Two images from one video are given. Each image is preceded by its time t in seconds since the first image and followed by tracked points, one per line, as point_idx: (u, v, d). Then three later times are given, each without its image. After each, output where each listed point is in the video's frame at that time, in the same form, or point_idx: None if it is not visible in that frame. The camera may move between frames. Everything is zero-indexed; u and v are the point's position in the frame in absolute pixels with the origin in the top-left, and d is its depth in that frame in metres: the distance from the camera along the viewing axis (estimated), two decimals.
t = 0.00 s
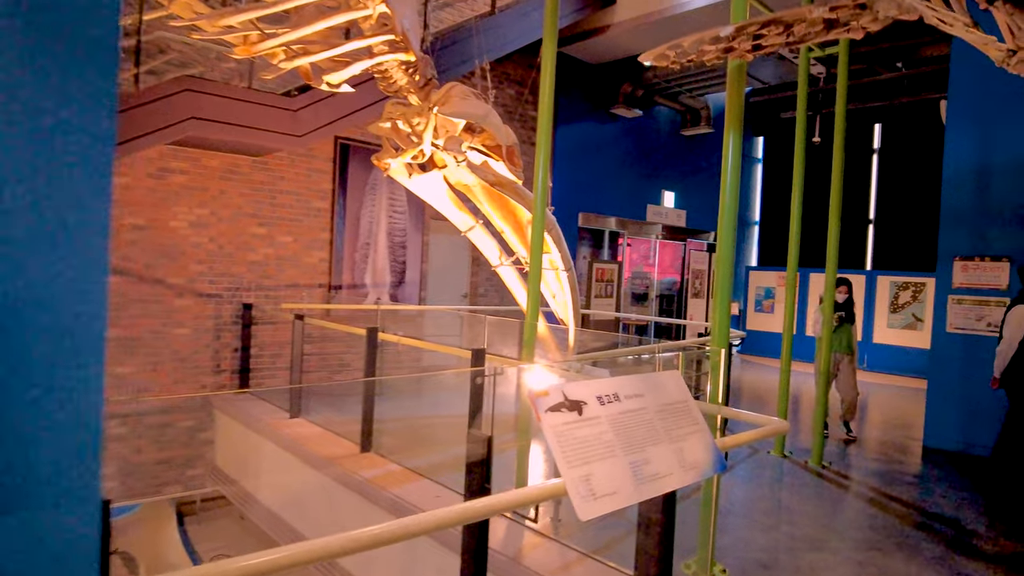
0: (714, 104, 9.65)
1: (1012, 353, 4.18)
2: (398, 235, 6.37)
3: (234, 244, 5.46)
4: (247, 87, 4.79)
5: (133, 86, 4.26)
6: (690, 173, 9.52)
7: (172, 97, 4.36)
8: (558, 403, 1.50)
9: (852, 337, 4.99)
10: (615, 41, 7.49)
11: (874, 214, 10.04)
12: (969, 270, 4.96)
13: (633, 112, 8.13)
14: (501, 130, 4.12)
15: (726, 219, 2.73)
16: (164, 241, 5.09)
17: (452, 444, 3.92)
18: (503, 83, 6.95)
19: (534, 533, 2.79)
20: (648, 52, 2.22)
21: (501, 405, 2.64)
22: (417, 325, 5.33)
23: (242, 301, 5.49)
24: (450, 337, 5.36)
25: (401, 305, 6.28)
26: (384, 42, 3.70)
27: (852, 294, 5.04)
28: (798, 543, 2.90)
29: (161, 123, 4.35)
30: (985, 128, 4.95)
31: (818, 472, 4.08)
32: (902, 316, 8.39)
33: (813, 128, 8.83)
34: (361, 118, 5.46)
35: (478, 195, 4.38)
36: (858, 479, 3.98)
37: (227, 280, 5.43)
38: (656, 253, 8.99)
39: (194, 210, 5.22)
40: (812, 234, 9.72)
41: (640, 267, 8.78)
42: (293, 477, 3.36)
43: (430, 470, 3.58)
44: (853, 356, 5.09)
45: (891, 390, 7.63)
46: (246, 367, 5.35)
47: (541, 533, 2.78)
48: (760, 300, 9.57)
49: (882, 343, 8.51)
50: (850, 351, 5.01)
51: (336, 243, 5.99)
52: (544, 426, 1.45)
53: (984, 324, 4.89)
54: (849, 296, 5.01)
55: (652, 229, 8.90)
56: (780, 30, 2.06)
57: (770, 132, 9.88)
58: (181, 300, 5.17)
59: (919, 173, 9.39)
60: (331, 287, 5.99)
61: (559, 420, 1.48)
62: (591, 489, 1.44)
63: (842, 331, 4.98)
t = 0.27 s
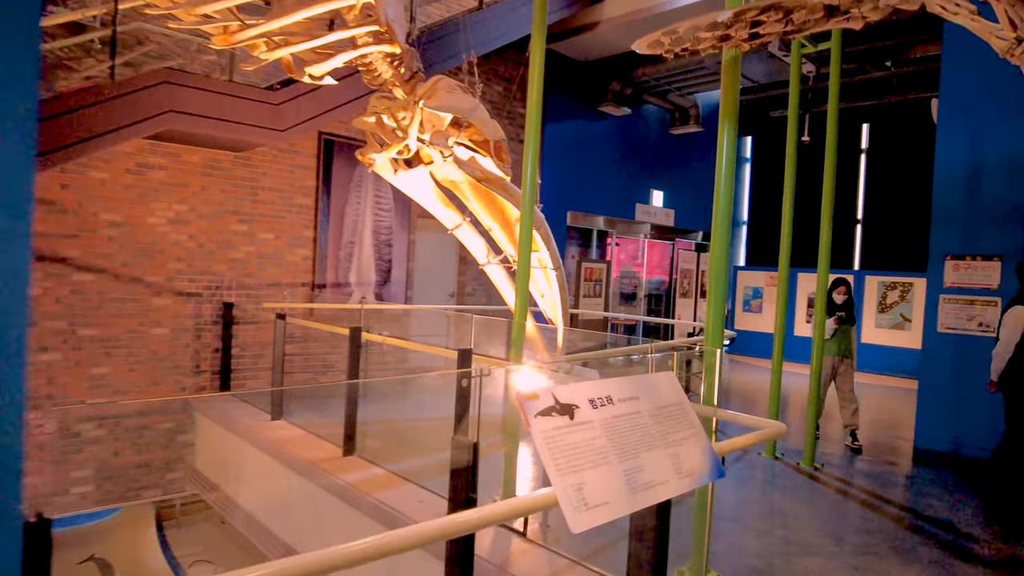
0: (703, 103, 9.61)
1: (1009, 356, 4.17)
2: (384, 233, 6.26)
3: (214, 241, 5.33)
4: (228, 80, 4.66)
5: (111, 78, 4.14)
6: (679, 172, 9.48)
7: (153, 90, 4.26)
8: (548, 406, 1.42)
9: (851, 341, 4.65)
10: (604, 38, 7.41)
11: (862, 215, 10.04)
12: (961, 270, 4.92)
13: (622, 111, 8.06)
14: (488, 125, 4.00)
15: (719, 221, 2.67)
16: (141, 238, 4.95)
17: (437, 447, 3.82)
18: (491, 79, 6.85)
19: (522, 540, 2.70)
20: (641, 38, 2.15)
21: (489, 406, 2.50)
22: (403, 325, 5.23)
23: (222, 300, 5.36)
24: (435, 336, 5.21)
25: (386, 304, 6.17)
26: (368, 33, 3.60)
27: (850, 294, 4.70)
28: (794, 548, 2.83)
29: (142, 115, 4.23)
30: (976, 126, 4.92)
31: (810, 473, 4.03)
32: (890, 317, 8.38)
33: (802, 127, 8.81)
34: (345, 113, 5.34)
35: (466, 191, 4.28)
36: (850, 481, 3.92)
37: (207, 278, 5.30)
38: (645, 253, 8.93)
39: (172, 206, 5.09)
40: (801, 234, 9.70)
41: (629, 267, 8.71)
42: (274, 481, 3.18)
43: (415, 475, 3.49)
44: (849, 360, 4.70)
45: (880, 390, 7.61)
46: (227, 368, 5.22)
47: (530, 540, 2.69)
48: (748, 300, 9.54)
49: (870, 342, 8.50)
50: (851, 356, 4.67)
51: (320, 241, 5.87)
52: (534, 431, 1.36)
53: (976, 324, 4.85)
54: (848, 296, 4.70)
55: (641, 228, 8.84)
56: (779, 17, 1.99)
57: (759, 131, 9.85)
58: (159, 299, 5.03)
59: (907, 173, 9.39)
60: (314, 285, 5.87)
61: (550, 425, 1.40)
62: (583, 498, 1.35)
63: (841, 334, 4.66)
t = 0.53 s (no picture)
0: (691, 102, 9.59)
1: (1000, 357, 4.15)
2: (369, 231, 6.17)
3: (196, 239, 5.22)
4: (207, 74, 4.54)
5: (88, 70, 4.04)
6: (667, 171, 9.45)
7: (129, 83, 4.14)
8: (538, 410, 1.36)
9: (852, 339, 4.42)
10: (592, 36, 7.37)
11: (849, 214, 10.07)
12: (949, 268, 4.92)
13: (610, 109, 8.03)
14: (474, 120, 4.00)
15: (712, 221, 2.64)
16: (119, 236, 4.83)
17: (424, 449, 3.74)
18: (478, 76, 6.78)
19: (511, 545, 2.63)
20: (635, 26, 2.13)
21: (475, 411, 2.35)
22: (388, 325, 5.15)
23: (204, 300, 5.25)
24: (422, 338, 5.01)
25: (372, 303, 6.08)
26: (352, 26, 3.54)
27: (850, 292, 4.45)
28: (786, 551, 2.79)
29: (119, 109, 4.12)
30: (963, 124, 4.93)
31: (800, 473, 3.99)
32: (877, 315, 8.41)
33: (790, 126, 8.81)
34: (329, 109, 5.25)
35: (452, 188, 4.20)
36: (841, 481, 3.89)
37: (189, 277, 5.19)
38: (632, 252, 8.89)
39: (152, 203, 4.98)
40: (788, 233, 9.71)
41: (617, 266, 8.67)
42: (255, 485, 3.10)
43: (401, 478, 3.41)
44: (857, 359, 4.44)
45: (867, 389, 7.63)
46: (209, 369, 5.12)
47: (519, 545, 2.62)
48: (736, 299, 9.53)
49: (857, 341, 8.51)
50: (855, 355, 4.43)
51: (304, 239, 5.77)
52: (524, 435, 1.30)
53: (964, 322, 4.85)
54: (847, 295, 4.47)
55: (629, 227, 8.79)
56: (775, 6, 1.93)
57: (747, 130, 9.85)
58: (139, 299, 4.92)
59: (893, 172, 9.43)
60: (298, 285, 5.78)
61: (541, 429, 1.34)
62: (576, 506, 1.29)
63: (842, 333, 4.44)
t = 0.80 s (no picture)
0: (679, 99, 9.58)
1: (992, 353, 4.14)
2: (355, 228, 6.09)
3: (177, 236, 5.12)
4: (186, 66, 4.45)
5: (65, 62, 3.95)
6: (655, 168, 9.43)
7: (107, 74, 4.05)
8: (524, 408, 1.31)
9: (847, 339, 4.35)
10: (580, 32, 7.32)
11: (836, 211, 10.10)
12: (938, 264, 4.91)
13: (597, 105, 7.99)
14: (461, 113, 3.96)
15: (702, 217, 2.60)
16: (97, 232, 4.72)
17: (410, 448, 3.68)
18: (465, 72, 6.72)
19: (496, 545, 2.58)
20: (625, 15, 2.09)
21: (460, 408, 2.24)
22: (375, 322, 5.07)
23: (185, 297, 5.15)
24: (408, 334, 4.89)
25: (357, 301, 6.00)
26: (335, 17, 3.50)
27: (845, 289, 4.39)
28: (777, 548, 2.75)
29: (97, 100, 4.02)
30: (952, 120, 4.92)
31: (789, 471, 3.96)
32: (864, 312, 8.43)
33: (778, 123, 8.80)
34: (313, 103, 5.16)
35: (439, 184, 4.11)
36: (830, 478, 3.86)
37: (170, 274, 5.09)
38: (621, 249, 8.86)
39: (132, 198, 4.87)
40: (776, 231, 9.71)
41: (605, 263, 8.64)
42: (242, 487, 3.02)
43: (387, 478, 3.35)
44: (847, 360, 4.38)
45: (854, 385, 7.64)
46: (190, 368, 5.02)
47: (505, 547, 2.57)
48: (723, 297, 9.52)
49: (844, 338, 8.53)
50: (848, 354, 4.36)
51: (288, 236, 5.68)
52: (509, 434, 1.25)
53: (952, 318, 4.85)
54: (843, 292, 4.41)
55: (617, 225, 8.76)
56: None
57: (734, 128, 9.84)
58: (118, 296, 4.81)
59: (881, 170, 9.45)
60: (282, 282, 5.69)
61: (527, 427, 1.28)
62: (563, 508, 1.23)
63: (835, 331, 4.37)
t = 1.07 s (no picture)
0: (669, 92, 9.53)
1: (993, 342, 4.06)
2: (341, 220, 6.00)
3: (159, 228, 5.02)
4: (168, 54, 4.38)
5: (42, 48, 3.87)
6: (646, 161, 9.38)
7: (85, 62, 3.95)
8: (505, 397, 1.25)
9: (838, 333, 4.31)
10: (569, 23, 7.25)
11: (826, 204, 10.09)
12: (928, 255, 4.89)
13: (587, 97, 7.93)
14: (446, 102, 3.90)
15: (691, 205, 2.55)
16: (77, 224, 4.61)
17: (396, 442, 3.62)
18: (453, 63, 6.64)
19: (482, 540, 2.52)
20: None
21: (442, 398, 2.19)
22: (361, 315, 5.00)
23: (168, 291, 5.05)
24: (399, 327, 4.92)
25: (343, 294, 5.93)
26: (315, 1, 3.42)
27: (836, 280, 4.35)
28: (768, 542, 2.71)
29: (73, 87, 3.91)
30: (941, 110, 4.90)
31: (780, 463, 3.93)
32: (854, 305, 8.42)
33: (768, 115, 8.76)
34: (297, 93, 5.08)
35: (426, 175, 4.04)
36: (821, 470, 3.83)
37: (152, 267, 4.99)
38: (611, 243, 8.81)
39: (112, 190, 4.76)
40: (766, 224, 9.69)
41: (595, 257, 8.59)
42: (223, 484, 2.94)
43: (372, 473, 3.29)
44: (838, 354, 4.32)
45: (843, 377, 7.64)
46: (173, 362, 4.93)
47: (491, 542, 2.52)
48: (714, 290, 9.50)
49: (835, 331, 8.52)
50: (837, 348, 4.32)
51: (273, 228, 5.60)
52: (488, 425, 1.19)
53: (943, 309, 4.83)
54: (834, 284, 4.37)
55: (607, 218, 8.71)
56: None
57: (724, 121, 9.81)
58: (99, 290, 4.71)
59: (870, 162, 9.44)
60: (267, 275, 5.60)
61: (508, 417, 1.23)
62: (545, 502, 1.17)
63: (826, 324, 4.32)
